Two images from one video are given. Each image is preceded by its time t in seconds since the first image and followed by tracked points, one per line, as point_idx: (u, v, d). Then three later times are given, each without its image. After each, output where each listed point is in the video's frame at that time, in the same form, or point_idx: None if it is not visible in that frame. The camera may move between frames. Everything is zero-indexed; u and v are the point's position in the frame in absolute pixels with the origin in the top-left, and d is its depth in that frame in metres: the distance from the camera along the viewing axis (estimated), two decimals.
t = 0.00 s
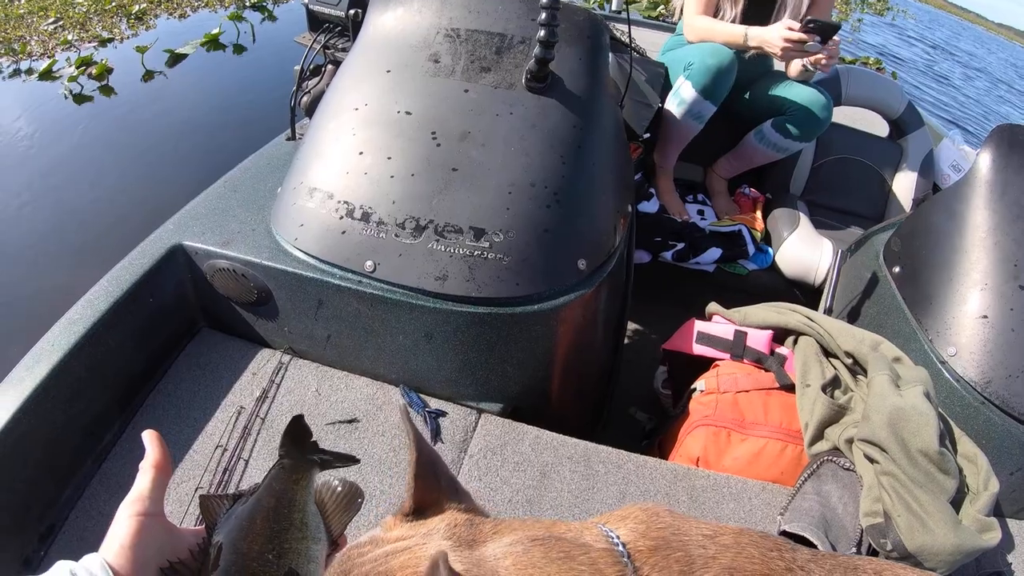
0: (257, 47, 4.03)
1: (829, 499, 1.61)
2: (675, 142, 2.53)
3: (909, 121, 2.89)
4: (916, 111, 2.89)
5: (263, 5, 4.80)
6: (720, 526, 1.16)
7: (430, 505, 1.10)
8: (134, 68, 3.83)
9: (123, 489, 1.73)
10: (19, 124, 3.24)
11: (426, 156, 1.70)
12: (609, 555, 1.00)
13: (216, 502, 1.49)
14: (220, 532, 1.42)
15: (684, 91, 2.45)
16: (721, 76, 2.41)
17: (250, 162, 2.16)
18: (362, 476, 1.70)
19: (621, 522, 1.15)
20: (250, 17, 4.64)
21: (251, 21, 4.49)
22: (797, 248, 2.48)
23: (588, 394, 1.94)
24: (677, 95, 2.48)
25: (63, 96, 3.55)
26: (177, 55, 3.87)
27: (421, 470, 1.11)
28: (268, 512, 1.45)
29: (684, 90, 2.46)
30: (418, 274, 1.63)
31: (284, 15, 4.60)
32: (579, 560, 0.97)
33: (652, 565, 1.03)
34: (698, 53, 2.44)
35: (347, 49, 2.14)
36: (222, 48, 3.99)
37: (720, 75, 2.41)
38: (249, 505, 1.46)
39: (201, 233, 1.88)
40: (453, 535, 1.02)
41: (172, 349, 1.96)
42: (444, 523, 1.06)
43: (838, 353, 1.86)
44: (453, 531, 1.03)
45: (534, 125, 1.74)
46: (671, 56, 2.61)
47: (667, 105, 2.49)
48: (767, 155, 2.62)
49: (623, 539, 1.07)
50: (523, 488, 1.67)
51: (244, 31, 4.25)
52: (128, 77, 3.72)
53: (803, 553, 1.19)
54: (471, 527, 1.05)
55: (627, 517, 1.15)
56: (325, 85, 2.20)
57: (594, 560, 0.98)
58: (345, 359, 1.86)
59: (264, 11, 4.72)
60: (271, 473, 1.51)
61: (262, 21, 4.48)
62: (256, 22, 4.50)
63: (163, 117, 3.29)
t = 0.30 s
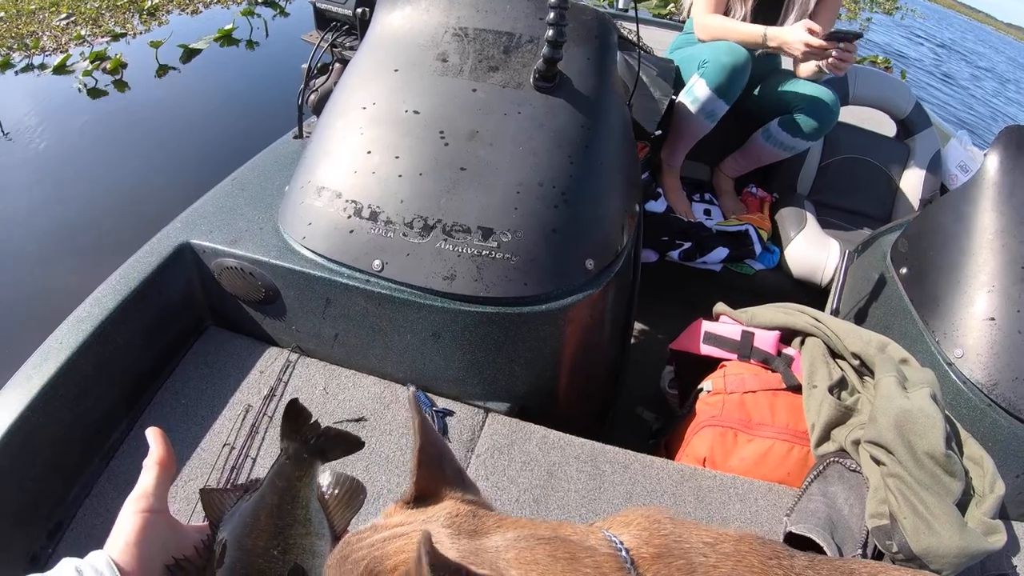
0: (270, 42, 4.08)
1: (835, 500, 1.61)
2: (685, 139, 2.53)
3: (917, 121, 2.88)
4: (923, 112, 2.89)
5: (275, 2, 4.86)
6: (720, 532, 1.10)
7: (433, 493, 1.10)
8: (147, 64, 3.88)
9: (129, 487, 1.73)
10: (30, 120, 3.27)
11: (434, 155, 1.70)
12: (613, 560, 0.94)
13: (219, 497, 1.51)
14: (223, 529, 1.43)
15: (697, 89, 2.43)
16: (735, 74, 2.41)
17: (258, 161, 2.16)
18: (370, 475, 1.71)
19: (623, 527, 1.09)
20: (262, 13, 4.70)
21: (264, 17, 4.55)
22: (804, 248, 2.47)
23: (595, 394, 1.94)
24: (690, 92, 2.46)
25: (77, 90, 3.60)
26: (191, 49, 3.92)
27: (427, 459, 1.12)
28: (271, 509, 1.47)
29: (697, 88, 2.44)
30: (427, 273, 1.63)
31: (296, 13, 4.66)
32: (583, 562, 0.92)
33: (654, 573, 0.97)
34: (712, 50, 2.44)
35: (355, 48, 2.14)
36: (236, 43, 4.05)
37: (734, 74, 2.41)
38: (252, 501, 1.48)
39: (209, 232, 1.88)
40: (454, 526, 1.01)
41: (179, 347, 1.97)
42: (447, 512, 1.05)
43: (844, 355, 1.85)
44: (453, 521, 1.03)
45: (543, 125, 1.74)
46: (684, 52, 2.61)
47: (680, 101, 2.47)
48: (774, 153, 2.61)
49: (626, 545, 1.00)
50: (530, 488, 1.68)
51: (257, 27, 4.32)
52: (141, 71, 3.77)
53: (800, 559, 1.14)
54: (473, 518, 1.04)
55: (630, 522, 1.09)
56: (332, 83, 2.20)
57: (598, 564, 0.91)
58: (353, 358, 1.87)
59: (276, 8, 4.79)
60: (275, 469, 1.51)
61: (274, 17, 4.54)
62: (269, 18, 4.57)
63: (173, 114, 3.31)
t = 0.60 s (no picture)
0: (285, 36, 4.18)
1: (848, 497, 1.61)
2: (694, 139, 2.54)
3: (926, 119, 2.88)
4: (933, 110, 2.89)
5: None
6: (735, 519, 1.09)
7: (446, 502, 1.10)
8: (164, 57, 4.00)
9: (142, 482, 1.74)
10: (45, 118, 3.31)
11: (449, 152, 1.70)
12: (623, 547, 0.96)
13: (230, 497, 1.48)
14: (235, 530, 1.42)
15: (703, 89, 2.45)
16: (740, 73, 2.39)
17: (271, 157, 2.16)
18: (384, 471, 1.71)
19: (635, 516, 1.09)
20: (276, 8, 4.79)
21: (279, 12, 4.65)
22: (815, 246, 2.47)
23: (608, 390, 1.94)
24: (696, 92, 2.47)
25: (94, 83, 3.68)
26: (206, 44, 4.03)
27: (435, 468, 1.11)
28: (283, 508, 1.45)
29: (703, 87, 2.45)
30: (442, 270, 1.64)
31: (309, 8, 4.74)
32: (591, 549, 0.94)
33: (666, 558, 0.97)
34: (717, 50, 2.44)
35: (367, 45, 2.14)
36: (252, 36, 4.15)
37: (739, 73, 2.39)
38: (265, 501, 1.47)
39: (222, 228, 1.89)
40: (468, 529, 1.02)
41: (192, 343, 1.98)
42: (461, 515, 1.06)
43: (857, 352, 1.85)
44: (467, 524, 1.03)
45: (557, 122, 1.74)
46: (693, 50, 2.62)
47: (687, 100, 2.49)
48: (784, 151, 2.62)
49: (637, 532, 1.02)
50: (544, 484, 1.68)
51: (272, 21, 4.43)
52: (156, 64, 3.90)
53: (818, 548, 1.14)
54: (486, 520, 1.05)
55: (642, 512, 1.09)
56: (345, 80, 2.20)
57: (607, 554, 0.93)
58: (366, 354, 1.87)
59: (290, 4, 4.87)
60: (285, 468, 1.50)
61: (288, 12, 4.63)
62: (284, 12, 4.67)
63: (185, 109, 3.34)
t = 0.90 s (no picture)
0: (300, 30, 4.33)
1: (859, 494, 1.61)
2: (708, 139, 2.55)
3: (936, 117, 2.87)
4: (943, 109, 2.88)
5: None
6: (747, 520, 1.06)
7: (457, 505, 1.11)
8: (182, 51, 4.15)
9: (156, 475, 1.75)
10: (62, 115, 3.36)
11: (463, 148, 1.70)
12: (630, 546, 0.95)
13: (243, 491, 1.45)
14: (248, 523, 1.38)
15: (719, 91, 2.46)
16: (757, 76, 2.40)
17: (284, 153, 2.17)
18: (398, 465, 1.72)
19: (646, 516, 1.08)
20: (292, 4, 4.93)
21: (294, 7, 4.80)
22: (826, 244, 2.47)
23: (619, 387, 1.95)
24: (712, 94, 2.48)
25: (113, 75, 3.89)
26: (223, 37, 4.18)
27: (450, 470, 1.13)
28: (297, 502, 1.39)
29: (719, 89, 2.46)
30: (456, 265, 1.64)
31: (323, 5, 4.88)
32: (600, 549, 0.95)
33: (674, 558, 0.94)
34: (733, 52, 2.43)
35: (380, 40, 2.14)
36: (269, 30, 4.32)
37: (755, 75, 2.40)
38: (278, 496, 1.41)
39: (236, 223, 1.89)
40: (479, 531, 1.03)
41: (206, 336, 1.99)
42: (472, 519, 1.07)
43: (869, 350, 1.85)
44: (478, 527, 1.04)
45: (570, 118, 1.74)
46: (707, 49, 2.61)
47: (702, 103, 2.50)
48: (797, 149, 2.63)
49: (646, 533, 1.00)
50: (557, 479, 1.69)
51: (288, 15, 4.59)
52: (175, 58, 4.05)
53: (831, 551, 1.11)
54: (496, 522, 1.06)
55: (652, 512, 1.07)
56: (357, 75, 2.21)
57: (614, 550, 0.95)
58: (379, 349, 1.88)
59: None
60: (297, 464, 1.45)
61: (304, 7, 4.77)
62: (299, 7, 4.82)
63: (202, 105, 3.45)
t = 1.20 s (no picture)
0: (316, 26, 4.43)
1: (868, 493, 1.60)
2: (717, 137, 2.56)
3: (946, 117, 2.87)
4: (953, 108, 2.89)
5: None
6: (753, 517, 1.06)
7: (469, 514, 1.11)
8: (199, 45, 4.23)
9: (165, 470, 1.75)
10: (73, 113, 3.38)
11: (474, 144, 1.71)
12: (637, 550, 0.94)
13: (251, 489, 1.43)
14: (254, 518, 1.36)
15: (727, 90, 2.45)
16: (765, 75, 2.39)
17: (294, 149, 2.18)
18: (407, 460, 1.72)
19: (653, 516, 1.07)
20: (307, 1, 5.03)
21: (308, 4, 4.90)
22: (836, 243, 2.47)
23: (628, 384, 1.95)
24: (720, 93, 2.47)
25: (130, 68, 3.97)
26: (239, 32, 4.26)
27: (461, 476, 1.13)
28: (303, 499, 1.37)
29: (727, 88, 2.45)
30: (466, 262, 1.64)
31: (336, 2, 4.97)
32: (607, 557, 0.93)
33: (681, 559, 0.94)
34: (740, 50, 2.43)
35: (390, 37, 2.15)
36: (286, 27, 4.42)
37: (764, 74, 2.39)
38: (284, 492, 1.39)
39: (246, 219, 1.90)
40: (489, 542, 1.03)
41: (215, 331, 2.00)
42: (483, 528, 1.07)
43: (878, 350, 1.85)
44: (489, 538, 1.05)
45: (581, 115, 1.74)
46: (714, 49, 2.60)
47: (709, 102, 2.49)
48: (808, 148, 2.64)
49: (652, 534, 0.99)
50: (566, 476, 1.69)
51: (304, 12, 4.69)
52: (192, 52, 4.13)
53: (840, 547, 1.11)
54: (507, 533, 1.06)
55: (659, 512, 1.06)
56: (367, 73, 2.22)
57: (622, 556, 0.92)
58: (390, 345, 1.89)
59: None
60: (304, 460, 1.45)
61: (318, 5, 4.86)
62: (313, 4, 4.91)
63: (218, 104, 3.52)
